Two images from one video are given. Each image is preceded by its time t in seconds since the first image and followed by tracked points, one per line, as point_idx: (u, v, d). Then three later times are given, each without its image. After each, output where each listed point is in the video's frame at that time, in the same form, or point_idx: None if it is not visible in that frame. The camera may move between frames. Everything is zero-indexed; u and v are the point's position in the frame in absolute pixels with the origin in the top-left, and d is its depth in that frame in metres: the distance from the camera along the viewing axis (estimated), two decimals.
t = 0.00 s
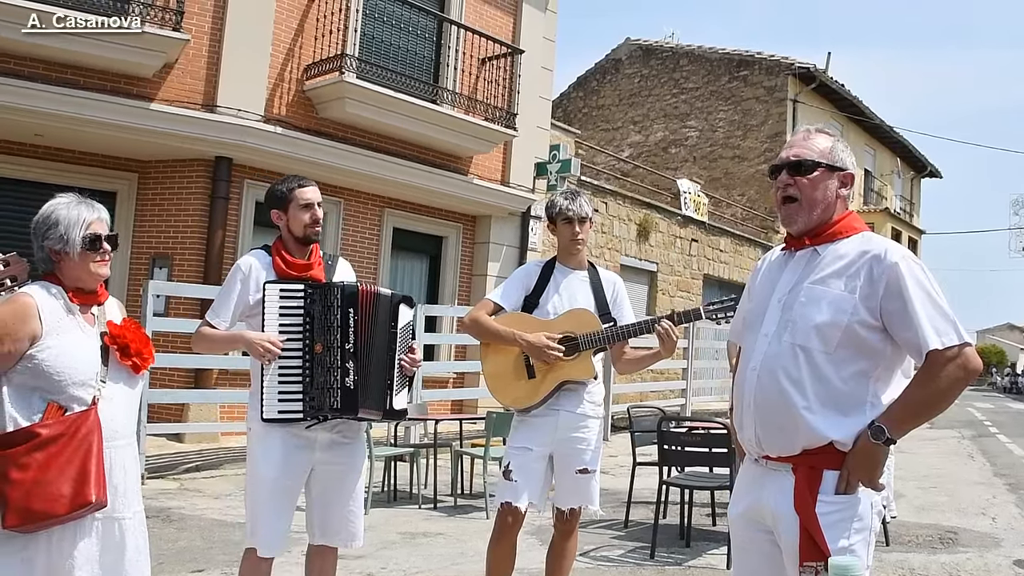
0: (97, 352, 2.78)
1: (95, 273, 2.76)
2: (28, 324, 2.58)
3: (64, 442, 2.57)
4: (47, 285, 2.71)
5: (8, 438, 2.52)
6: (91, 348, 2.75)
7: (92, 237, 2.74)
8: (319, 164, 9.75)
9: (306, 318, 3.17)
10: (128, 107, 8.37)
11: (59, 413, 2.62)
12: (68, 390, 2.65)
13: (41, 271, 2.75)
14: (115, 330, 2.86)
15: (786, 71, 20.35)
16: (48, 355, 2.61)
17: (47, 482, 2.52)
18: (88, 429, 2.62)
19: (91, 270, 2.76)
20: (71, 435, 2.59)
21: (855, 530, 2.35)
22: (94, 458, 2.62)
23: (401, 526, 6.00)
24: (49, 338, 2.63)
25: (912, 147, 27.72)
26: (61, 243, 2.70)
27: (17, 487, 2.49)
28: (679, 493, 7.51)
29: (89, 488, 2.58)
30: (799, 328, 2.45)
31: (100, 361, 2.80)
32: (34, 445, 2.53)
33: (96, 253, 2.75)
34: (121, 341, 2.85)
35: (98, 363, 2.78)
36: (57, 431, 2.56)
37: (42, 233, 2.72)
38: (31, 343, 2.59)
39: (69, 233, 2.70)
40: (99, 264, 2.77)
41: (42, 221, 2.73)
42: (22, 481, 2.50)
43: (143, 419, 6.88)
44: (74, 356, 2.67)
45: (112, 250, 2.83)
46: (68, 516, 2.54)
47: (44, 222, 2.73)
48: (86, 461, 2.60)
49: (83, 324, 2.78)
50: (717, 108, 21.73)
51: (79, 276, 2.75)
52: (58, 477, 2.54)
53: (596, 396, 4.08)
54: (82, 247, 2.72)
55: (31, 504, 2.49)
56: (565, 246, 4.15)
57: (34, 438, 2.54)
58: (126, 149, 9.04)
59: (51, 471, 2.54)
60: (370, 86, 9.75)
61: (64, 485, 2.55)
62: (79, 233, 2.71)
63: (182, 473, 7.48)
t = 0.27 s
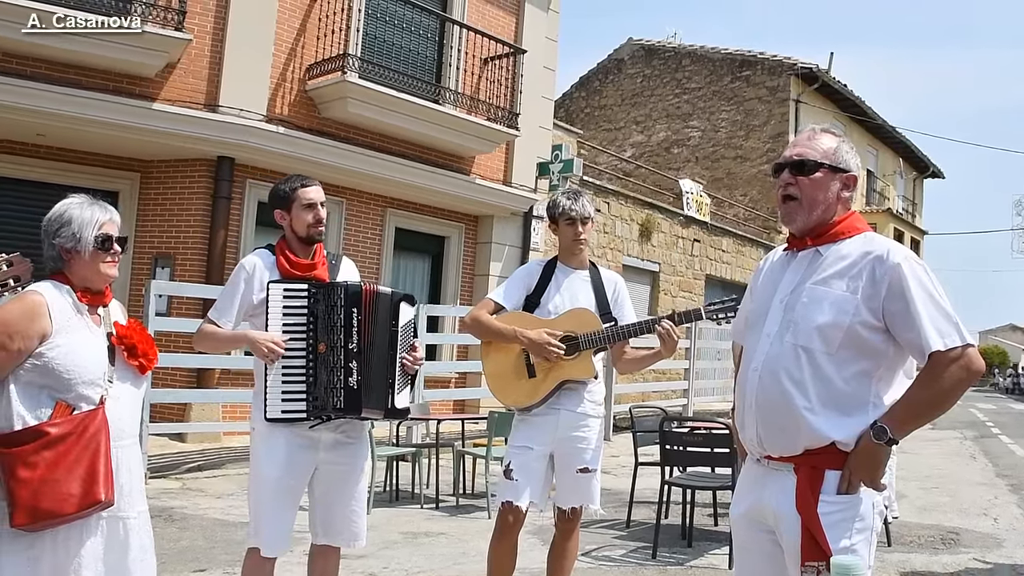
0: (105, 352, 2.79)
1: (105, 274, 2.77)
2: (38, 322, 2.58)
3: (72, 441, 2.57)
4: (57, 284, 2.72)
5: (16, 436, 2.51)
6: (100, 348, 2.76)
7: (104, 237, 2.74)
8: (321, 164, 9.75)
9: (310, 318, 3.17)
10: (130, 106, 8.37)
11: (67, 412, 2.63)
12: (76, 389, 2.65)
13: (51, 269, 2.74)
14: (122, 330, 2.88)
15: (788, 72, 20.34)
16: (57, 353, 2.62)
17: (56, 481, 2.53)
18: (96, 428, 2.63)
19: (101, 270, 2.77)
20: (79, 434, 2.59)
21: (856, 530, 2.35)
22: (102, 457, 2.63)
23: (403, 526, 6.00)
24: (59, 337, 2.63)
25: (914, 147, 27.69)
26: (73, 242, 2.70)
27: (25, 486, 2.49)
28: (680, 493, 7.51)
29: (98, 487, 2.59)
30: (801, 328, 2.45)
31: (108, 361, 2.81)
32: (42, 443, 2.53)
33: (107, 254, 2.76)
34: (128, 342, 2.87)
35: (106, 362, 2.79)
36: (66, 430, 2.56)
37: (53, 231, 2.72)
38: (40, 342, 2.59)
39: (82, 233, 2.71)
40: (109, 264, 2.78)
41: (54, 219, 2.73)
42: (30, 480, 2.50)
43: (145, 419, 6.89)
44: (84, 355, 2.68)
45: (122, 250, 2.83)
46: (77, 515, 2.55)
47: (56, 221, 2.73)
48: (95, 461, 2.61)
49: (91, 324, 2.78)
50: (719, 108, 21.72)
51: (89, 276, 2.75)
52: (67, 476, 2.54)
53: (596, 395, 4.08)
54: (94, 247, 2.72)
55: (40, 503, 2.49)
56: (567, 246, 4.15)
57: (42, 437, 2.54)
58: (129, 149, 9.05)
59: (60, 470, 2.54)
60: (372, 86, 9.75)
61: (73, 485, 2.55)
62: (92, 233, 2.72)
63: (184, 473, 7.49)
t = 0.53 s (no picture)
0: (103, 352, 2.79)
1: (102, 272, 2.77)
2: (35, 322, 2.58)
3: (72, 441, 2.58)
4: (55, 284, 2.72)
5: (16, 436, 2.52)
6: (98, 348, 2.76)
7: (100, 236, 2.74)
8: (324, 164, 9.76)
9: (312, 318, 3.17)
10: (132, 106, 8.38)
11: (66, 412, 2.63)
12: (74, 388, 2.65)
13: (48, 269, 2.75)
14: (121, 329, 2.87)
15: (790, 72, 20.33)
16: (55, 353, 2.62)
17: (55, 481, 2.53)
18: (96, 427, 2.64)
19: (98, 269, 2.76)
20: (79, 433, 2.59)
21: (858, 529, 2.35)
22: (102, 457, 2.63)
23: (405, 525, 6.00)
24: (56, 337, 2.64)
25: (917, 148, 27.66)
26: (69, 241, 2.70)
27: (25, 486, 2.49)
28: (683, 493, 7.50)
29: (98, 486, 2.59)
30: (803, 327, 2.44)
31: (107, 360, 2.81)
32: (42, 443, 2.54)
33: (103, 252, 2.76)
34: (127, 341, 2.86)
35: (105, 361, 2.79)
36: (66, 429, 2.57)
37: (49, 231, 2.73)
38: (38, 343, 2.60)
39: (78, 231, 2.71)
40: (106, 263, 2.78)
41: (49, 219, 2.74)
42: (31, 480, 2.50)
43: (148, 419, 6.90)
44: (82, 355, 2.68)
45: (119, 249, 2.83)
46: (77, 514, 2.55)
47: (52, 221, 2.73)
48: (95, 460, 2.61)
49: (89, 323, 2.78)
50: (721, 108, 21.71)
51: (86, 275, 2.75)
52: (67, 476, 2.55)
53: (597, 394, 4.07)
54: (90, 246, 2.73)
55: (40, 503, 2.50)
56: (566, 246, 4.15)
57: (42, 437, 2.54)
58: (131, 149, 9.07)
59: (60, 470, 2.55)
60: (374, 86, 9.76)
61: (73, 484, 2.55)
62: (88, 231, 2.72)
63: (187, 473, 7.49)
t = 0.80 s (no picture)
0: (96, 351, 2.79)
1: (91, 269, 2.77)
2: (25, 323, 2.58)
3: (66, 440, 2.58)
4: (42, 282, 2.72)
5: (10, 437, 2.53)
6: (90, 347, 2.77)
7: (88, 233, 2.74)
8: (326, 164, 9.77)
9: (314, 318, 3.18)
10: (134, 106, 8.40)
11: (60, 412, 2.63)
12: (66, 388, 2.66)
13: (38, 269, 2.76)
14: (113, 327, 2.86)
15: (793, 71, 20.31)
16: (46, 353, 2.62)
17: (50, 480, 2.54)
18: (89, 426, 2.64)
19: (87, 266, 2.77)
20: (72, 433, 2.60)
21: (858, 528, 2.35)
22: (96, 455, 2.63)
23: (407, 525, 6.01)
24: (47, 337, 2.64)
25: (919, 147, 27.61)
26: (57, 240, 2.71)
27: (20, 486, 2.50)
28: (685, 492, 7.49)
29: (92, 486, 2.59)
30: (804, 326, 2.44)
31: (100, 358, 2.81)
32: (36, 444, 2.54)
33: (92, 249, 2.76)
34: (119, 339, 2.86)
35: (98, 360, 2.80)
36: (58, 429, 2.57)
37: (37, 231, 2.74)
38: (29, 343, 2.60)
39: (65, 229, 2.71)
40: (96, 259, 2.78)
41: (37, 218, 2.75)
42: (25, 480, 2.51)
43: (150, 418, 6.91)
44: (72, 354, 2.69)
45: (108, 245, 2.83)
46: (72, 513, 2.55)
47: (40, 220, 2.74)
48: (88, 459, 2.61)
49: (80, 322, 2.79)
50: (723, 108, 21.69)
51: (76, 273, 2.76)
52: (60, 475, 2.55)
53: (598, 394, 4.07)
54: (77, 244, 2.73)
55: (34, 503, 2.50)
56: (565, 247, 4.15)
57: (35, 437, 2.55)
58: (133, 149, 9.08)
59: (54, 470, 2.55)
60: (376, 86, 9.76)
61: (67, 484, 2.56)
62: (75, 229, 2.73)
63: (189, 473, 7.50)
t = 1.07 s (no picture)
0: (91, 350, 2.80)
1: (83, 268, 2.77)
2: (18, 324, 2.60)
3: (62, 440, 2.58)
4: (35, 282, 2.73)
5: (6, 438, 2.53)
6: (84, 346, 2.76)
7: (79, 232, 2.75)
8: (328, 164, 9.77)
9: (316, 317, 3.18)
10: (136, 106, 8.40)
11: (55, 412, 2.64)
12: (60, 388, 2.66)
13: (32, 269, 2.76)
14: (107, 326, 2.84)
15: (795, 71, 20.30)
16: (39, 354, 2.63)
17: (46, 480, 2.54)
18: (85, 424, 2.63)
19: (80, 266, 2.77)
20: (68, 432, 2.60)
21: (860, 528, 2.35)
22: (92, 454, 2.63)
23: (409, 525, 6.01)
24: (40, 338, 2.64)
25: (921, 147, 27.59)
26: (49, 240, 2.71)
27: (16, 487, 2.50)
28: (687, 492, 7.49)
29: (88, 484, 2.58)
30: (805, 326, 2.44)
31: (94, 358, 2.80)
32: (32, 444, 2.55)
33: (84, 248, 2.76)
34: (114, 336, 2.84)
35: (93, 359, 2.80)
36: (54, 429, 2.57)
37: (29, 231, 2.74)
38: (22, 343, 2.61)
39: (56, 229, 2.72)
40: (88, 259, 2.78)
41: (29, 218, 2.75)
42: (21, 481, 2.52)
43: (152, 418, 6.91)
44: (66, 353, 2.69)
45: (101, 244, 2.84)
46: (68, 513, 2.55)
47: (32, 220, 2.75)
48: (84, 457, 2.61)
49: (73, 322, 2.78)
50: (725, 108, 21.67)
51: (68, 273, 2.77)
52: (57, 474, 2.55)
53: (600, 393, 4.07)
54: (69, 243, 2.73)
55: (31, 502, 2.51)
56: (567, 247, 4.15)
57: (31, 437, 2.55)
58: (135, 149, 9.09)
59: (50, 469, 2.55)
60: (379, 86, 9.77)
61: (63, 483, 2.56)
62: (66, 229, 2.73)
63: (191, 473, 7.51)
